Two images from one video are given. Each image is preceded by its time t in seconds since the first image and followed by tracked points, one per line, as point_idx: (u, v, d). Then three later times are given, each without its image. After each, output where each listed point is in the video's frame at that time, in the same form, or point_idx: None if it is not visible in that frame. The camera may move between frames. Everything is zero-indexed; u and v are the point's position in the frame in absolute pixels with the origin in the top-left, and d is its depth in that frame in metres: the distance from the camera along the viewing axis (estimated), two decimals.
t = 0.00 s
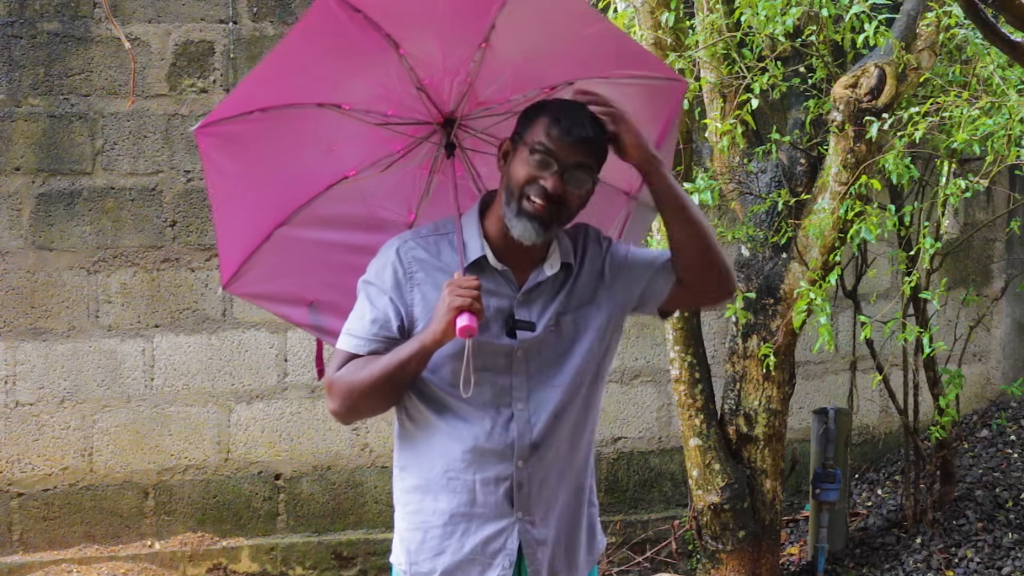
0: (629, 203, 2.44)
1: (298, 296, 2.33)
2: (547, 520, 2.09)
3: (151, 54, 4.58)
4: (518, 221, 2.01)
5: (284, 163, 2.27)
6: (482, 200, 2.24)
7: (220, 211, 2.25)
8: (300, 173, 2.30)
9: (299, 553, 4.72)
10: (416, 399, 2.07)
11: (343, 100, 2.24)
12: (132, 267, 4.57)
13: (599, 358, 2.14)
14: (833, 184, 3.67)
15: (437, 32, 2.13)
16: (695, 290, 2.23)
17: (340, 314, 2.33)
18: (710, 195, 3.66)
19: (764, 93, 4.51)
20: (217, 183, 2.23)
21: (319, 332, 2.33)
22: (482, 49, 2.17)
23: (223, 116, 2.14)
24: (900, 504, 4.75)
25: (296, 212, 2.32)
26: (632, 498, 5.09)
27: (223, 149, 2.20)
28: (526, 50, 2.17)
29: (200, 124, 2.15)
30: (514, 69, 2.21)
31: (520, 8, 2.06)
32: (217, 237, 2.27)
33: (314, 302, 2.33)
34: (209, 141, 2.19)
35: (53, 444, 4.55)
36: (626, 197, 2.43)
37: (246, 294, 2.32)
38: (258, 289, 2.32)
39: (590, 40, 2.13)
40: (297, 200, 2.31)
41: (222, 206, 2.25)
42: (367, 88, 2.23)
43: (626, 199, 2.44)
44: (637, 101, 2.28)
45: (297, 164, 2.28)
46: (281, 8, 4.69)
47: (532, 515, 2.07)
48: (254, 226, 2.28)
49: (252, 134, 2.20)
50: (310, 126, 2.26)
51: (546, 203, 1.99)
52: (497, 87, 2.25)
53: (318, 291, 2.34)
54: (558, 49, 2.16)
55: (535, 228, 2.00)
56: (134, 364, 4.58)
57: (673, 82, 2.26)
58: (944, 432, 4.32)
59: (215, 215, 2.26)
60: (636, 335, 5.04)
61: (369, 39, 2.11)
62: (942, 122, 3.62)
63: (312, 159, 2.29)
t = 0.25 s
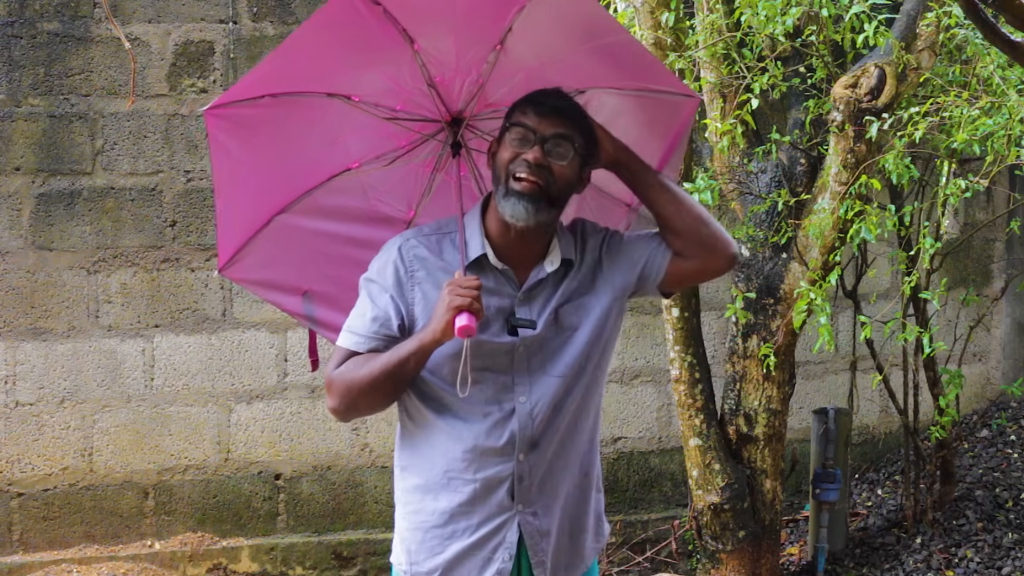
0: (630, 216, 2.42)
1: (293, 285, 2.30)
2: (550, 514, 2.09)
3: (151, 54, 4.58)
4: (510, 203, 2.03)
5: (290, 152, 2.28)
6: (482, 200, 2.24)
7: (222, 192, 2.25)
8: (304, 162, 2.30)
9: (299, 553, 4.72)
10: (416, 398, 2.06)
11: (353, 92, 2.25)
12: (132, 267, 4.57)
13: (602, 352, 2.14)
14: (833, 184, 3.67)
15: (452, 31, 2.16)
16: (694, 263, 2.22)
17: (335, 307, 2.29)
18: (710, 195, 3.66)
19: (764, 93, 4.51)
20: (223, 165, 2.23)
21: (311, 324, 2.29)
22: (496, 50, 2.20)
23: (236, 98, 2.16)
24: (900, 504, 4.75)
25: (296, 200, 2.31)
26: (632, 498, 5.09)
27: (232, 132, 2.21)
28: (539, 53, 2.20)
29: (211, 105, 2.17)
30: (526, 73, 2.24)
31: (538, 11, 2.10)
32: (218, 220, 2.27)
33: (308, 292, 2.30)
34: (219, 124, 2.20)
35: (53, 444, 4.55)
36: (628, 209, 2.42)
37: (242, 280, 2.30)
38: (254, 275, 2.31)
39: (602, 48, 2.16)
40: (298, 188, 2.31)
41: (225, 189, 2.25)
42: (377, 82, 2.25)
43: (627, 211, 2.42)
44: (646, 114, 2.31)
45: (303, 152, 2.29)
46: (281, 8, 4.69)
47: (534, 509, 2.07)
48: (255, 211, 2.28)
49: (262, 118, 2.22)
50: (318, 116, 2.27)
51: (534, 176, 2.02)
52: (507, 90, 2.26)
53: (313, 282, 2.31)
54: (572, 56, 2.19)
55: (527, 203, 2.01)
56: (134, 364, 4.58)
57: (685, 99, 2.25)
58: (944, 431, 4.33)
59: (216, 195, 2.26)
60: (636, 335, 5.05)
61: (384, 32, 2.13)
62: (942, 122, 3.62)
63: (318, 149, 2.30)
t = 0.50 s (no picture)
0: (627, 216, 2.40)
1: (291, 290, 2.31)
2: (551, 515, 2.09)
3: (151, 54, 4.58)
4: (504, 198, 2.02)
5: (286, 155, 2.28)
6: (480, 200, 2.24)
7: (219, 197, 2.26)
8: (302, 166, 2.30)
9: (299, 553, 4.72)
10: (416, 399, 2.07)
11: (349, 95, 2.26)
12: (132, 267, 4.57)
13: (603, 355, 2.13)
14: (833, 184, 3.67)
15: (447, 32, 2.16)
16: (697, 283, 2.23)
17: (333, 311, 2.30)
18: (710, 195, 3.66)
19: (764, 93, 4.51)
20: (220, 169, 2.24)
21: (310, 328, 2.30)
22: (492, 51, 2.19)
23: (231, 101, 2.17)
24: (900, 504, 4.75)
25: (294, 204, 2.31)
26: (632, 498, 5.09)
27: (228, 136, 2.22)
28: (537, 55, 2.20)
29: (207, 109, 2.18)
30: (522, 74, 2.24)
31: (534, 12, 2.11)
32: (215, 224, 2.28)
33: (307, 296, 2.31)
34: (215, 128, 2.21)
35: (53, 444, 4.55)
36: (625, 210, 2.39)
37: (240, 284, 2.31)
38: (252, 279, 2.31)
39: (601, 47, 2.18)
40: (295, 192, 2.30)
41: (222, 193, 2.26)
42: (373, 85, 2.25)
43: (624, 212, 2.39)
44: (642, 113, 2.32)
45: (299, 156, 2.29)
46: (281, 8, 4.69)
47: (535, 510, 2.06)
48: (252, 215, 2.28)
49: (258, 121, 2.22)
50: (314, 120, 2.27)
51: (528, 173, 2.02)
52: (504, 91, 2.25)
53: (311, 286, 2.32)
54: (568, 57, 2.21)
55: (521, 199, 2.01)
56: (134, 364, 4.58)
57: (680, 96, 2.27)
58: (944, 431, 4.33)
59: (214, 200, 2.27)
60: (636, 335, 5.05)
61: (377, 33, 2.14)
62: (942, 122, 3.62)
63: (314, 152, 2.30)
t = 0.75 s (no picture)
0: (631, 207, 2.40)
1: (295, 293, 2.30)
2: (546, 522, 2.09)
3: (151, 54, 4.58)
4: (499, 202, 2.03)
5: (284, 160, 2.27)
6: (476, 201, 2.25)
7: (219, 205, 2.25)
8: (301, 170, 2.29)
9: (299, 552, 4.72)
10: (415, 399, 2.07)
11: (345, 98, 2.26)
12: (132, 267, 4.57)
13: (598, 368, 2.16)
14: (833, 184, 3.67)
15: (440, 33, 2.17)
16: (681, 342, 2.28)
17: (338, 313, 2.29)
18: (710, 195, 3.66)
19: (764, 93, 4.51)
20: (218, 177, 2.23)
21: (316, 331, 2.30)
22: (486, 49, 2.20)
23: (227, 108, 2.17)
24: (900, 504, 4.75)
25: (295, 208, 2.30)
26: (632, 497, 5.09)
27: (224, 144, 2.21)
28: (531, 52, 2.20)
29: (201, 119, 2.18)
30: (517, 72, 2.24)
31: (524, 11, 2.10)
32: (216, 231, 2.27)
33: (312, 299, 2.30)
34: (210, 137, 2.21)
35: (53, 444, 4.55)
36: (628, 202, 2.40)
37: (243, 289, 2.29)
38: (255, 285, 2.30)
39: (592, 43, 2.19)
40: (296, 197, 2.29)
41: (222, 200, 2.25)
42: (369, 87, 2.25)
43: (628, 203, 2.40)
44: (638, 107, 2.33)
45: (298, 161, 2.28)
46: (281, 8, 4.69)
47: (532, 516, 2.06)
48: (253, 221, 2.27)
49: (254, 128, 2.22)
50: (312, 124, 2.27)
51: (521, 172, 2.02)
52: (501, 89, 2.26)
53: (316, 289, 2.31)
54: (560, 53, 2.21)
55: (517, 201, 2.01)
56: (134, 364, 4.58)
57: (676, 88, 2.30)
58: (944, 432, 4.32)
59: (213, 209, 2.25)
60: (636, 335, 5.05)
61: (370, 36, 2.15)
62: (942, 122, 3.62)
63: (313, 157, 2.29)
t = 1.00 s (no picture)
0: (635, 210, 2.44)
1: (301, 296, 2.29)
2: (544, 524, 2.09)
3: (151, 54, 4.58)
4: (497, 201, 2.03)
5: (288, 162, 2.27)
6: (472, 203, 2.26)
7: (222, 208, 2.24)
8: (305, 173, 2.29)
9: (299, 552, 4.72)
10: (412, 399, 2.06)
11: (348, 100, 2.26)
12: (132, 267, 4.57)
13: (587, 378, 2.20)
14: (833, 184, 3.67)
15: (441, 35, 2.18)
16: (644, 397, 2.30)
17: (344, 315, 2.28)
18: (710, 195, 3.66)
19: (764, 93, 4.51)
20: (221, 179, 2.22)
21: (321, 333, 2.28)
22: (488, 51, 2.19)
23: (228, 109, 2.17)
24: (900, 504, 4.75)
25: (300, 210, 2.30)
26: (632, 498, 5.09)
27: (226, 146, 2.21)
28: (532, 54, 2.20)
29: (201, 119, 2.17)
30: (520, 73, 2.23)
31: (523, 13, 2.08)
32: (219, 233, 2.25)
33: (317, 301, 2.29)
34: (212, 139, 2.20)
35: (53, 444, 4.55)
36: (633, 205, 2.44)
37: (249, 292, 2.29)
38: (261, 287, 2.29)
39: (592, 43, 2.17)
40: (301, 199, 2.29)
41: (225, 202, 2.23)
42: (372, 89, 2.26)
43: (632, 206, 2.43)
44: (639, 108, 2.34)
45: (301, 163, 2.28)
46: (281, 8, 4.69)
47: (529, 518, 2.07)
48: (258, 223, 2.26)
49: (257, 130, 2.22)
50: (315, 126, 2.27)
51: (518, 171, 2.03)
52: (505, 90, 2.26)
53: (321, 291, 2.30)
54: (560, 53, 2.20)
55: (515, 200, 2.02)
56: (134, 364, 4.58)
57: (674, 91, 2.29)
58: (944, 431, 4.32)
59: (217, 211, 2.24)
60: (636, 335, 5.05)
61: (370, 38, 2.15)
62: (942, 122, 3.62)
63: (318, 159, 2.29)
